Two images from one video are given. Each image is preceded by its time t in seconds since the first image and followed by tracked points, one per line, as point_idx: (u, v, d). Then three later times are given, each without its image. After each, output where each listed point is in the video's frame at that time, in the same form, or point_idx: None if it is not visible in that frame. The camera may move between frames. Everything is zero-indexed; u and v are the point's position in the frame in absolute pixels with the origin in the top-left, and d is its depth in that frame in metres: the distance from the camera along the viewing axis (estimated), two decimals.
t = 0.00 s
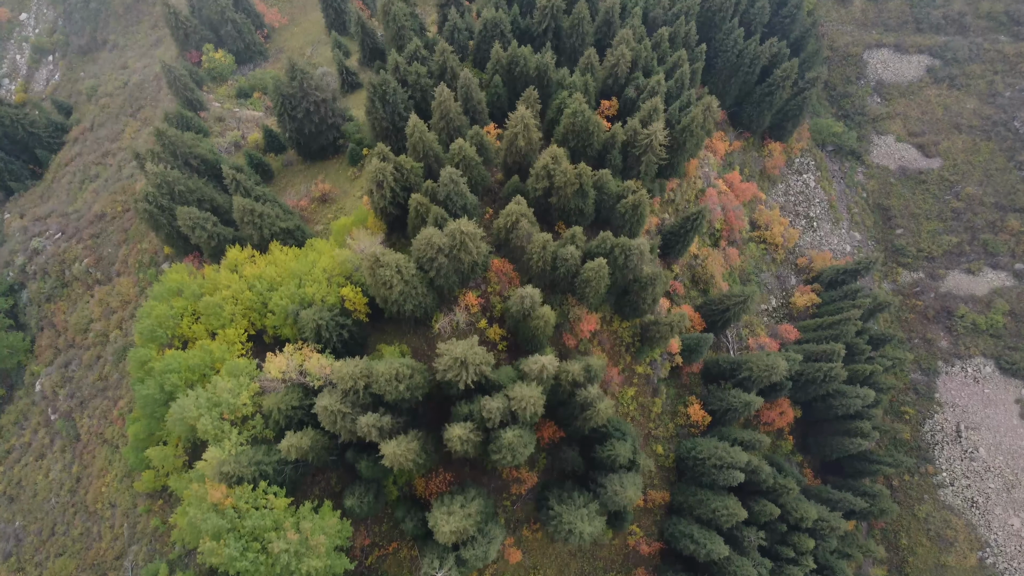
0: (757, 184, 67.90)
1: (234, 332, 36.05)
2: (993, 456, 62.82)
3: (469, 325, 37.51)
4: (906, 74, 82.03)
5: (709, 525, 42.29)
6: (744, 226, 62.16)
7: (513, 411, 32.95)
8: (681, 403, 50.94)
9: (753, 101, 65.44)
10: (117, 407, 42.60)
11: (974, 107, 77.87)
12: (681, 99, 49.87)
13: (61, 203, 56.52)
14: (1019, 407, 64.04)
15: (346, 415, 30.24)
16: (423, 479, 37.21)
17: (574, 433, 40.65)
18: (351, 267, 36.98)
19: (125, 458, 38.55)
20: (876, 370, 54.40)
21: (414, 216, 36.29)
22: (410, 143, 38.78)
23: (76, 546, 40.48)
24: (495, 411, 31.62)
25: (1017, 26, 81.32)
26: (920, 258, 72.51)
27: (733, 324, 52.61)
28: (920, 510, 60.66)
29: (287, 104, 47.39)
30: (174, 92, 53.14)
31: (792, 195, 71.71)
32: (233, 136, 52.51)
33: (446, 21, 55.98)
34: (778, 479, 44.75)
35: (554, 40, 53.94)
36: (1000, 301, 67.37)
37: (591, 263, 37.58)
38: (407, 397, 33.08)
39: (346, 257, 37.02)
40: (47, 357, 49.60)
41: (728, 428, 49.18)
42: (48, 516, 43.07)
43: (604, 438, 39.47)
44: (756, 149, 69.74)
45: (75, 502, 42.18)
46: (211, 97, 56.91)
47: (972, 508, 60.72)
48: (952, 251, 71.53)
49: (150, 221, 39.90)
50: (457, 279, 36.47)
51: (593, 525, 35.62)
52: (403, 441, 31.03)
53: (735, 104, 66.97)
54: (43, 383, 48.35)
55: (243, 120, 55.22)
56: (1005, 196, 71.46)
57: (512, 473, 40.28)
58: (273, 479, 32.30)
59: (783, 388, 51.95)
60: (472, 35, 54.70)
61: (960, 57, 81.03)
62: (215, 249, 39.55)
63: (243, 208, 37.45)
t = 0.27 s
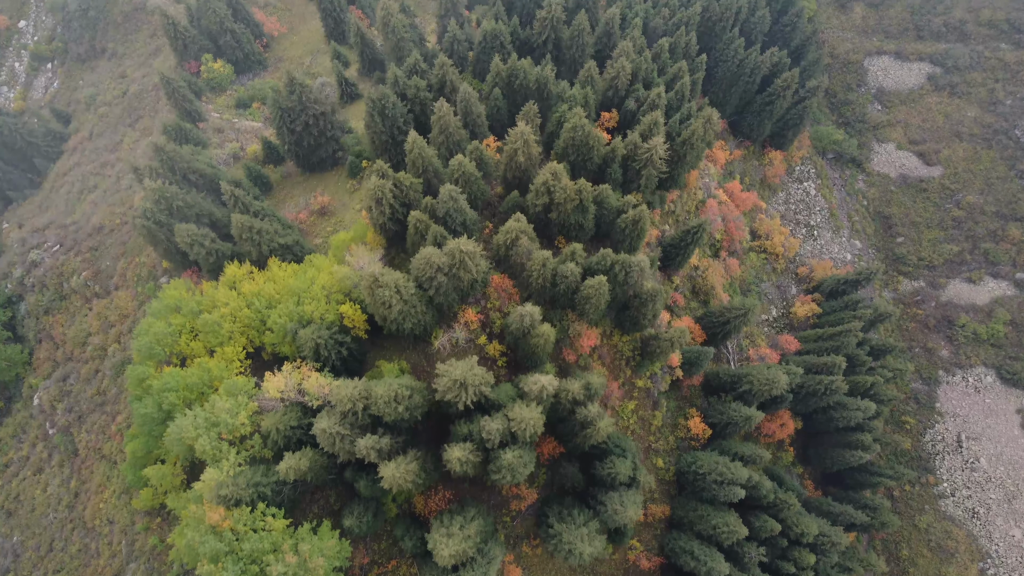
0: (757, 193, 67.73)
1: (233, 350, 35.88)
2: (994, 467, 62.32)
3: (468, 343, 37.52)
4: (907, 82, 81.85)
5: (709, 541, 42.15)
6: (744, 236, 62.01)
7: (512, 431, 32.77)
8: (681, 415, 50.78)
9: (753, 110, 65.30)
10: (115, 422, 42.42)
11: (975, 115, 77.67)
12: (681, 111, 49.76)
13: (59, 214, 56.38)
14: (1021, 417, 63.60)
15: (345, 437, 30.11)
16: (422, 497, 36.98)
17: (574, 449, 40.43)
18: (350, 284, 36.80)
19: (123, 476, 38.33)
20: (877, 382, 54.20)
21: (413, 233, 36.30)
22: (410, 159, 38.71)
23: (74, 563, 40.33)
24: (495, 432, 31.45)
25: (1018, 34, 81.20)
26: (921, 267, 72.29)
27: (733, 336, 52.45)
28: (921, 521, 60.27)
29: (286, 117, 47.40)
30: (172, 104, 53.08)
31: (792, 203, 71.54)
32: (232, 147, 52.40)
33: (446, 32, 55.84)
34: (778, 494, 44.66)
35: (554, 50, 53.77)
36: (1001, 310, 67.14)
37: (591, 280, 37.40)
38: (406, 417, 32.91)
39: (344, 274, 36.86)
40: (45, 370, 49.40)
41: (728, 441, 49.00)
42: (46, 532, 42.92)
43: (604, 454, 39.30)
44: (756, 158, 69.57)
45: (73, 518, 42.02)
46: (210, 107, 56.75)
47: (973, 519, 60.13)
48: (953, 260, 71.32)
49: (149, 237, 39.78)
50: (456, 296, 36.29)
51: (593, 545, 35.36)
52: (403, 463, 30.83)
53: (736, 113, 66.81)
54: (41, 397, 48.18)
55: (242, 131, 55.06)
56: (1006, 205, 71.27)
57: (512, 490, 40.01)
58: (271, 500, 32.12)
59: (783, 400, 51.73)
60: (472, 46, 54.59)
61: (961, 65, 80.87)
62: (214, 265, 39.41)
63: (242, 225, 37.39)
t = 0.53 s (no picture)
0: (757, 202, 67.55)
1: (231, 368, 35.69)
2: (995, 477, 61.76)
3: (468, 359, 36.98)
4: (908, 90, 81.74)
5: (710, 558, 42.03)
6: (744, 247, 61.86)
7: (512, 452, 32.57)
8: (681, 428, 50.57)
9: (753, 120, 65.13)
10: (113, 438, 42.17)
11: (976, 123, 77.60)
12: (682, 125, 49.64)
13: (58, 225, 56.21)
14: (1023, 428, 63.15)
15: (345, 460, 29.98)
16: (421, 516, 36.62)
17: (574, 465, 40.15)
18: (348, 302, 36.59)
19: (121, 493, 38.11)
20: (878, 394, 53.94)
21: (412, 250, 36.22)
22: (409, 175, 38.65)
23: None
24: (494, 454, 31.25)
25: (1019, 42, 81.15)
26: (922, 275, 72.08)
27: (733, 348, 52.31)
28: (921, 531, 59.63)
29: (285, 130, 47.34)
30: (171, 115, 52.97)
31: (793, 212, 71.39)
32: (230, 159, 52.26)
33: (446, 43, 55.75)
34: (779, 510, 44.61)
35: (554, 62, 53.65)
36: (1002, 320, 66.88)
37: (591, 298, 37.22)
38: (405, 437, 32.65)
39: (343, 292, 36.66)
40: (43, 384, 49.21)
41: (728, 455, 48.81)
42: (44, 548, 42.73)
43: (604, 471, 39.11)
44: (756, 167, 69.37)
45: (70, 534, 41.80)
46: (209, 117, 56.62)
47: (974, 530, 59.58)
48: (954, 269, 71.12)
49: (148, 254, 39.68)
50: (455, 313, 36.11)
51: (593, 564, 35.05)
52: (402, 485, 30.57)
53: (736, 122, 66.68)
54: (39, 410, 47.97)
55: (241, 143, 54.93)
56: (1006, 214, 71.10)
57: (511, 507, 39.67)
58: (270, 522, 31.94)
59: (784, 414, 51.51)
60: (472, 57, 54.48)
61: (962, 73, 80.77)
62: (213, 282, 39.25)
63: (241, 243, 37.45)
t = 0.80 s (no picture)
0: (758, 210, 67.44)
1: (229, 384, 35.57)
2: (996, 487, 61.42)
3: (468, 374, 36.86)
4: (908, 96, 81.66)
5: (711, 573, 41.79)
6: (745, 256, 61.71)
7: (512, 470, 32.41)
8: (682, 439, 50.42)
9: (753, 128, 64.96)
10: (112, 452, 42.05)
11: (976, 130, 77.37)
12: (682, 135, 49.54)
13: (56, 235, 56.10)
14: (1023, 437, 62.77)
15: (344, 479, 29.86)
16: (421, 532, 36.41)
17: (574, 480, 39.98)
18: (348, 317, 36.47)
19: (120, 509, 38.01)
20: (879, 405, 53.79)
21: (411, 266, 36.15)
22: (408, 190, 38.65)
23: None
24: (494, 473, 31.10)
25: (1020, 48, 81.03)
26: (923, 283, 71.87)
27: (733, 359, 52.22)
28: (923, 541, 59.15)
29: (284, 142, 47.25)
30: (170, 125, 52.81)
31: (793, 219, 71.27)
32: (229, 169, 52.12)
33: (446, 53, 55.64)
34: (780, 524, 44.41)
35: (554, 72, 53.51)
36: (1003, 329, 66.49)
37: (590, 313, 37.09)
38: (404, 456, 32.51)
39: (342, 307, 36.53)
40: (42, 395, 49.04)
41: (729, 467, 48.64)
42: (42, 562, 42.58)
43: (604, 486, 38.97)
44: (756, 174, 69.22)
45: (68, 548, 41.62)
46: (208, 127, 56.48)
47: (975, 540, 59.23)
48: (955, 277, 70.91)
49: (146, 268, 39.57)
50: (455, 329, 36.02)
51: None
52: (401, 505, 30.40)
53: (736, 130, 66.50)
54: (37, 422, 47.81)
55: (240, 153, 54.77)
56: (1008, 222, 70.82)
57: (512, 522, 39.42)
58: (268, 541, 31.81)
59: (785, 425, 51.32)
60: (471, 67, 54.34)
61: (963, 80, 80.64)
62: (212, 296, 39.13)
63: (239, 258, 37.33)
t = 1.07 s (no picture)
0: (758, 219, 67.31)
1: (227, 403, 35.41)
2: (997, 498, 60.09)
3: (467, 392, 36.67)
4: (909, 104, 81.69)
5: None
6: (745, 266, 61.61)
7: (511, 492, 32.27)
8: (682, 452, 50.23)
9: (754, 137, 64.83)
10: (110, 467, 41.86)
11: (977, 138, 77.31)
12: (682, 149, 49.44)
13: (55, 247, 55.96)
14: None
15: (344, 502, 29.78)
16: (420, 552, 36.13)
17: (574, 497, 39.78)
18: (346, 335, 36.33)
19: (117, 527, 37.79)
20: (879, 417, 53.64)
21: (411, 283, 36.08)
22: (408, 208, 38.75)
23: None
24: (493, 495, 30.97)
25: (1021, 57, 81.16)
26: (923, 292, 71.74)
27: (734, 372, 51.98)
28: (922, 551, 58.01)
29: (283, 155, 47.18)
30: (168, 137, 52.66)
31: (794, 228, 71.15)
32: (228, 182, 52.00)
33: (445, 64, 55.46)
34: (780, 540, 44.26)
35: (554, 83, 53.33)
36: (1005, 338, 65.64)
37: (590, 331, 36.95)
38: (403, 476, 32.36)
39: (341, 325, 36.36)
40: (40, 409, 48.89)
41: (729, 481, 48.46)
42: None
43: (604, 504, 38.83)
44: (756, 183, 69.00)
45: (66, 565, 41.42)
46: (207, 137, 56.31)
47: (976, 552, 57.80)
48: (956, 286, 70.63)
49: (145, 284, 39.44)
50: (454, 347, 35.90)
51: None
52: (400, 528, 30.24)
53: (737, 139, 66.36)
54: (35, 436, 47.62)
55: (239, 164, 54.58)
56: (1009, 232, 70.50)
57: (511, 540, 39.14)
58: (267, 562, 31.63)
59: (785, 439, 51.13)
60: (471, 79, 54.18)
61: (964, 88, 80.67)
62: (210, 313, 38.98)
63: (238, 276, 37.21)
